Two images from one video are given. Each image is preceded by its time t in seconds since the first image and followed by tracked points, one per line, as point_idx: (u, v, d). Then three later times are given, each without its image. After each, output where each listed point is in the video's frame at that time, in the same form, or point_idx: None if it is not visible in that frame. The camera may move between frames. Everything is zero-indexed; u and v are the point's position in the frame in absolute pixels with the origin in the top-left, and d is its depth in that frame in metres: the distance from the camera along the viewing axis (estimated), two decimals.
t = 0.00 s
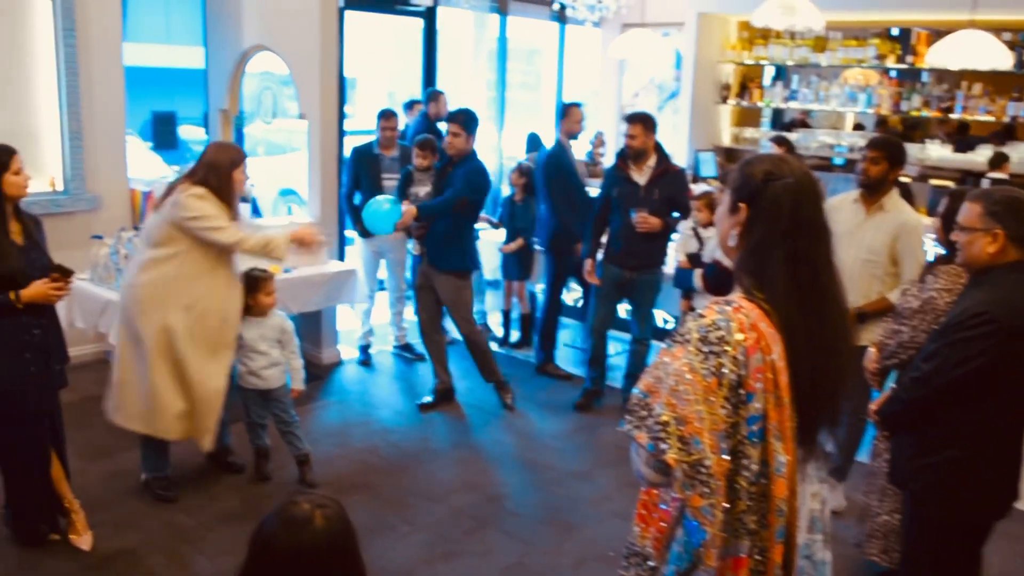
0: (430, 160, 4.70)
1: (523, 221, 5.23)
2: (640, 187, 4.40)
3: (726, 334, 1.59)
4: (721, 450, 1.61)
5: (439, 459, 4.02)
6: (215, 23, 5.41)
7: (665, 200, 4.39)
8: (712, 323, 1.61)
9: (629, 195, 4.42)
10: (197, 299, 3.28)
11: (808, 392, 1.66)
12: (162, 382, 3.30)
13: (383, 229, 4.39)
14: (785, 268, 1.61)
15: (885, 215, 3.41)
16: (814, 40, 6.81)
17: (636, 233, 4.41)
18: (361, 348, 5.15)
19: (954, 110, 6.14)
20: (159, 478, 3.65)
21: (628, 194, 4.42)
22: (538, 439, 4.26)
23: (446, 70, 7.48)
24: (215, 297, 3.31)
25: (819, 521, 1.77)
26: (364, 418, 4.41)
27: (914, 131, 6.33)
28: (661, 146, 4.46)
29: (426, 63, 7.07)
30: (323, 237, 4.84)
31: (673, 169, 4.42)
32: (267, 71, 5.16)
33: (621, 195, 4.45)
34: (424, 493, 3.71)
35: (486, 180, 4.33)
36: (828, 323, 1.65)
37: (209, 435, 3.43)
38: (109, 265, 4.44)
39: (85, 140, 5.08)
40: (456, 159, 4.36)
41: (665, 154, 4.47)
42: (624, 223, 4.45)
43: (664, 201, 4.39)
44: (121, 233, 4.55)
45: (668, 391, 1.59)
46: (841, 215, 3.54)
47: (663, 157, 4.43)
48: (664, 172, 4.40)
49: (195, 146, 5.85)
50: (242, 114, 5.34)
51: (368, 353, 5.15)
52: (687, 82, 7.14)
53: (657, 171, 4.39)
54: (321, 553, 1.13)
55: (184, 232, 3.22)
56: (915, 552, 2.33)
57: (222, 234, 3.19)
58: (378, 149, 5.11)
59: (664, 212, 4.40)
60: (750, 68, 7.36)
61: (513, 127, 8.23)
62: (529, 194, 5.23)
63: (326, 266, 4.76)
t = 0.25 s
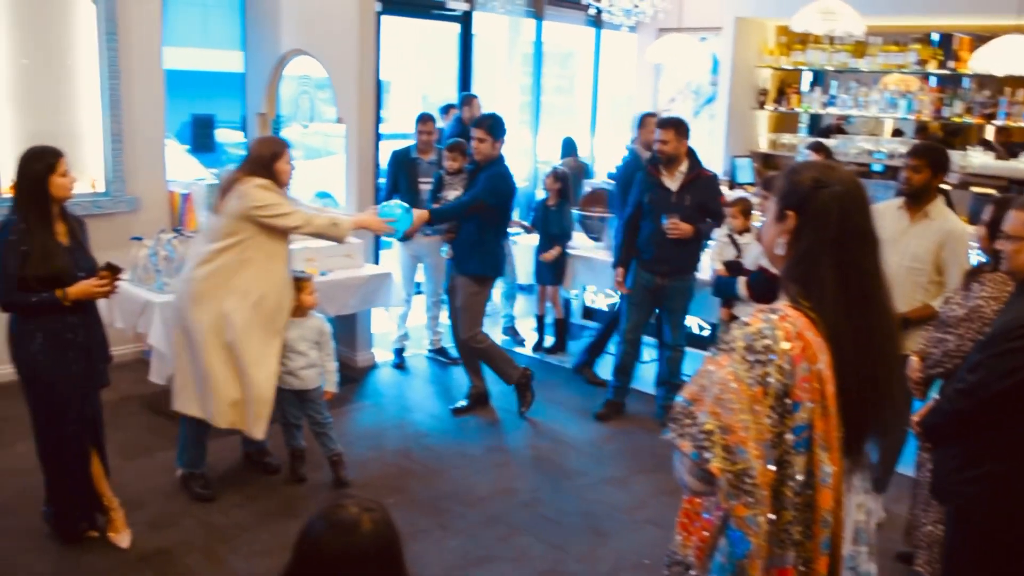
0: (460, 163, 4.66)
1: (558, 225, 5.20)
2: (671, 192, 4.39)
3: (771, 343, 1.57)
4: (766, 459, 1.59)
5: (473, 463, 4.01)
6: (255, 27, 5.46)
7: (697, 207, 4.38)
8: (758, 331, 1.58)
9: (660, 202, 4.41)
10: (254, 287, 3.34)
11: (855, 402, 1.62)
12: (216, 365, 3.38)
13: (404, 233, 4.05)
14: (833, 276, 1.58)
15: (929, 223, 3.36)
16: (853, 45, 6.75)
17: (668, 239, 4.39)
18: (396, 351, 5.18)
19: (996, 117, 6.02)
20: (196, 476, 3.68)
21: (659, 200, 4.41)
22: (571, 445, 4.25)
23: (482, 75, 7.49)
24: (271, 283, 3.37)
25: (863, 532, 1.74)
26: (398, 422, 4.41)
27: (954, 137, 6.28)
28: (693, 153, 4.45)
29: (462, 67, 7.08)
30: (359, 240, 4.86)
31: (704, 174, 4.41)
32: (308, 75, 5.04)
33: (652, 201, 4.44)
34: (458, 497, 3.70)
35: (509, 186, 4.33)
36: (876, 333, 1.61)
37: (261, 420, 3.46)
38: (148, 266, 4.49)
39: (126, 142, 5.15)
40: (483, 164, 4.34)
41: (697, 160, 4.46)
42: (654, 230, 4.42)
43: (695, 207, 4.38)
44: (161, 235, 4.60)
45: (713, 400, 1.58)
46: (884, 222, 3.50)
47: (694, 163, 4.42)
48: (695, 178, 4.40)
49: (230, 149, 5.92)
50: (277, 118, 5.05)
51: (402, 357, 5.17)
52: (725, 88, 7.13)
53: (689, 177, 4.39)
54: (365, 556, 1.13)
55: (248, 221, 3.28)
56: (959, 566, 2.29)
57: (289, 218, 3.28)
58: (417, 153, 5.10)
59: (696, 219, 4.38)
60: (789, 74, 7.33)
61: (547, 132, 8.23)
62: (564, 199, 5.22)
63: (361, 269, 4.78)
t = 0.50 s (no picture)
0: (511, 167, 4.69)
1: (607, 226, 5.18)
2: (710, 195, 4.35)
3: (834, 349, 1.56)
4: (827, 467, 1.57)
5: (521, 466, 4.02)
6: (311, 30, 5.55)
7: (737, 210, 4.32)
8: (820, 338, 1.58)
9: (700, 207, 4.36)
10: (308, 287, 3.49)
11: (920, 411, 1.59)
12: (269, 363, 3.42)
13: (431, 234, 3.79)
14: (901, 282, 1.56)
15: (988, 231, 3.30)
16: (907, 48, 6.65)
17: (709, 243, 4.34)
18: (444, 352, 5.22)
19: None
20: (247, 472, 3.74)
21: (697, 204, 4.37)
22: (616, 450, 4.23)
23: (531, 77, 7.50)
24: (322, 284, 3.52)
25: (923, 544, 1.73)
26: (447, 422, 4.45)
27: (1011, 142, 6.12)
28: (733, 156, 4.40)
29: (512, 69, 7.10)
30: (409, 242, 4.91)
31: (743, 177, 4.35)
32: (359, 78, 5.07)
33: (691, 205, 4.40)
34: (505, 500, 3.72)
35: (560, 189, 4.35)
36: (942, 341, 1.58)
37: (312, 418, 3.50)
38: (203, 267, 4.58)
39: (181, 143, 5.24)
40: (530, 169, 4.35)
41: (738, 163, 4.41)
42: (693, 232, 4.38)
43: (735, 211, 4.32)
44: (215, 236, 4.67)
45: (776, 407, 1.59)
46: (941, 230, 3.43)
47: (734, 165, 4.36)
48: (735, 181, 4.34)
49: (281, 150, 5.90)
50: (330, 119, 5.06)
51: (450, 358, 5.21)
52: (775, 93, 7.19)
53: (728, 180, 4.34)
54: (427, 559, 1.14)
55: (302, 224, 3.41)
56: None
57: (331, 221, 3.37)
58: (468, 156, 5.18)
59: (736, 222, 4.32)
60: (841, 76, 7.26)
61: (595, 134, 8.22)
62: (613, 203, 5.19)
63: (410, 271, 4.82)
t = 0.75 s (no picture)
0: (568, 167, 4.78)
1: (668, 225, 5.16)
2: (759, 195, 4.31)
3: (908, 354, 1.53)
4: (899, 474, 1.54)
5: (578, 466, 4.02)
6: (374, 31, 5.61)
7: (786, 210, 4.28)
8: (894, 341, 1.55)
9: (747, 206, 4.32)
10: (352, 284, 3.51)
11: (994, 419, 1.56)
12: (319, 363, 3.49)
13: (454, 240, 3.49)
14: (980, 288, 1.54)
15: None
16: (977, 47, 6.54)
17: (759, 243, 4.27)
18: (502, 351, 5.25)
19: None
20: (307, 467, 3.80)
21: (745, 204, 4.32)
22: (674, 452, 4.20)
23: (591, 77, 7.48)
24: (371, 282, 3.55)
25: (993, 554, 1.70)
26: (505, 421, 4.47)
27: None
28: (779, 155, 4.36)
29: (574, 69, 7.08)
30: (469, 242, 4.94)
31: (793, 176, 4.32)
32: (418, 78, 5.09)
33: (738, 206, 4.35)
34: (562, 499, 3.72)
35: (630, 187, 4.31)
36: (1018, 349, 1.56)
37: (364, 414, 3.59)
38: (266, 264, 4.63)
39: (247, 143, 5.34)
40: (597, 165, 4.36)
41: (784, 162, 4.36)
42: (742, 232, 4.31)
43: (784, 210, 4.28)
44: (280, 234, 4.75)
45: (847, 412, 1.56)
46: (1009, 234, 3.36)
47: (782, 164, 4.34)
48: (783, 180, 4.31)
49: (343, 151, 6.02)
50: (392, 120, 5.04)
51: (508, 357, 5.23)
52: (840, 95, 7.12)
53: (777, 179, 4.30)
54: (494, 556, 1.15)
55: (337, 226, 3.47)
56: None
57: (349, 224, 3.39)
58: (529, 156, 5.21)
59: (784, 221, 4.28)
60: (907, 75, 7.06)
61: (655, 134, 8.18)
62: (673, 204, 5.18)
63: (470, 270, 4.85)
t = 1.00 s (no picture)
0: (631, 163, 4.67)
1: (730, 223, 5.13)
2: (816, 192, 4.21)
3: (986, 355, 1.49)
4: (975, 478, 1.50)
5: (634, 464, 4.01)
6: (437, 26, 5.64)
7: (845, 205, 4.18)
8: (971, 342, 1.51)
9: (803, 202, 4.24)
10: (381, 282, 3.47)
11: None
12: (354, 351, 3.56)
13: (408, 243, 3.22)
14: None
15: None
16: None
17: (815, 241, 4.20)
18: (560, 346, 5.27)
19: None
20: (364, 458, 3.85)
21: (803, 201, 4.24)
22: (731, 452, 4.16)
23: (653, 72, 7.43)
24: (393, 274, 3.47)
25: None
26: (562, 416, 4.47)
27: None
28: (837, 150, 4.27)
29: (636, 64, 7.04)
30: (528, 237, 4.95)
31: (851, 171, 4.21)
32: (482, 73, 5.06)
33: (795, 203, 4.28)
34: (619, 496, 3.71)
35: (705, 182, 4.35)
36: None
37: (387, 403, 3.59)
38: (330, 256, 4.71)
39: (310, 137, 5.41)
40: (666, 162, 4.34)
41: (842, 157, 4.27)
42: (800, 229, 4.25)
43: (842, 207, 4.18)
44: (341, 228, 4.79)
45: (922, 414, 1.52)
46: None
47: (841, 160, 4.22)
48: (843, 176, 4.19)
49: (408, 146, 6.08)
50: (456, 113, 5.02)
51: (565, 352, 5.24)
52: (908, 88, 7.21)
53: (835, 175, 4.20)
54: (555, 549, 1.15)
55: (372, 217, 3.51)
56: None
57: (367, 219, 3.42)
58: (590, 151, 5.17)
59: (843, 218, 4.18)
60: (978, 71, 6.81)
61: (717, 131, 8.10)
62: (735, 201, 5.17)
63: (529, 265, 4.86)
